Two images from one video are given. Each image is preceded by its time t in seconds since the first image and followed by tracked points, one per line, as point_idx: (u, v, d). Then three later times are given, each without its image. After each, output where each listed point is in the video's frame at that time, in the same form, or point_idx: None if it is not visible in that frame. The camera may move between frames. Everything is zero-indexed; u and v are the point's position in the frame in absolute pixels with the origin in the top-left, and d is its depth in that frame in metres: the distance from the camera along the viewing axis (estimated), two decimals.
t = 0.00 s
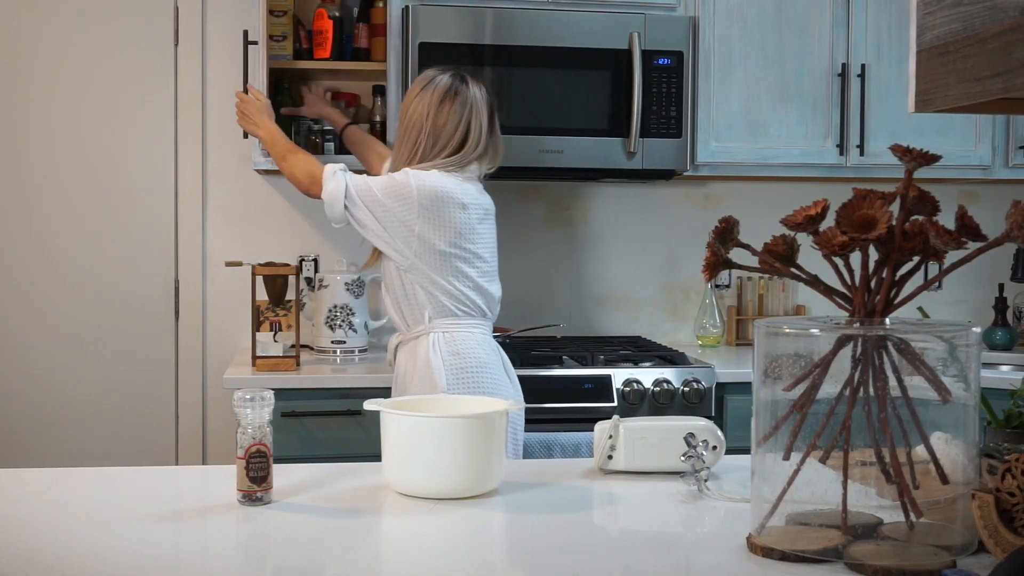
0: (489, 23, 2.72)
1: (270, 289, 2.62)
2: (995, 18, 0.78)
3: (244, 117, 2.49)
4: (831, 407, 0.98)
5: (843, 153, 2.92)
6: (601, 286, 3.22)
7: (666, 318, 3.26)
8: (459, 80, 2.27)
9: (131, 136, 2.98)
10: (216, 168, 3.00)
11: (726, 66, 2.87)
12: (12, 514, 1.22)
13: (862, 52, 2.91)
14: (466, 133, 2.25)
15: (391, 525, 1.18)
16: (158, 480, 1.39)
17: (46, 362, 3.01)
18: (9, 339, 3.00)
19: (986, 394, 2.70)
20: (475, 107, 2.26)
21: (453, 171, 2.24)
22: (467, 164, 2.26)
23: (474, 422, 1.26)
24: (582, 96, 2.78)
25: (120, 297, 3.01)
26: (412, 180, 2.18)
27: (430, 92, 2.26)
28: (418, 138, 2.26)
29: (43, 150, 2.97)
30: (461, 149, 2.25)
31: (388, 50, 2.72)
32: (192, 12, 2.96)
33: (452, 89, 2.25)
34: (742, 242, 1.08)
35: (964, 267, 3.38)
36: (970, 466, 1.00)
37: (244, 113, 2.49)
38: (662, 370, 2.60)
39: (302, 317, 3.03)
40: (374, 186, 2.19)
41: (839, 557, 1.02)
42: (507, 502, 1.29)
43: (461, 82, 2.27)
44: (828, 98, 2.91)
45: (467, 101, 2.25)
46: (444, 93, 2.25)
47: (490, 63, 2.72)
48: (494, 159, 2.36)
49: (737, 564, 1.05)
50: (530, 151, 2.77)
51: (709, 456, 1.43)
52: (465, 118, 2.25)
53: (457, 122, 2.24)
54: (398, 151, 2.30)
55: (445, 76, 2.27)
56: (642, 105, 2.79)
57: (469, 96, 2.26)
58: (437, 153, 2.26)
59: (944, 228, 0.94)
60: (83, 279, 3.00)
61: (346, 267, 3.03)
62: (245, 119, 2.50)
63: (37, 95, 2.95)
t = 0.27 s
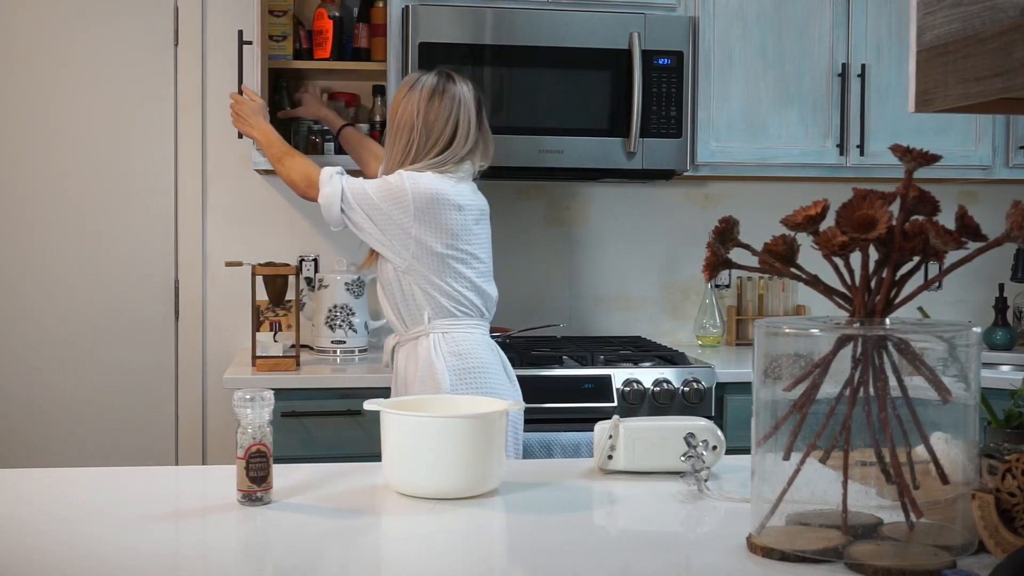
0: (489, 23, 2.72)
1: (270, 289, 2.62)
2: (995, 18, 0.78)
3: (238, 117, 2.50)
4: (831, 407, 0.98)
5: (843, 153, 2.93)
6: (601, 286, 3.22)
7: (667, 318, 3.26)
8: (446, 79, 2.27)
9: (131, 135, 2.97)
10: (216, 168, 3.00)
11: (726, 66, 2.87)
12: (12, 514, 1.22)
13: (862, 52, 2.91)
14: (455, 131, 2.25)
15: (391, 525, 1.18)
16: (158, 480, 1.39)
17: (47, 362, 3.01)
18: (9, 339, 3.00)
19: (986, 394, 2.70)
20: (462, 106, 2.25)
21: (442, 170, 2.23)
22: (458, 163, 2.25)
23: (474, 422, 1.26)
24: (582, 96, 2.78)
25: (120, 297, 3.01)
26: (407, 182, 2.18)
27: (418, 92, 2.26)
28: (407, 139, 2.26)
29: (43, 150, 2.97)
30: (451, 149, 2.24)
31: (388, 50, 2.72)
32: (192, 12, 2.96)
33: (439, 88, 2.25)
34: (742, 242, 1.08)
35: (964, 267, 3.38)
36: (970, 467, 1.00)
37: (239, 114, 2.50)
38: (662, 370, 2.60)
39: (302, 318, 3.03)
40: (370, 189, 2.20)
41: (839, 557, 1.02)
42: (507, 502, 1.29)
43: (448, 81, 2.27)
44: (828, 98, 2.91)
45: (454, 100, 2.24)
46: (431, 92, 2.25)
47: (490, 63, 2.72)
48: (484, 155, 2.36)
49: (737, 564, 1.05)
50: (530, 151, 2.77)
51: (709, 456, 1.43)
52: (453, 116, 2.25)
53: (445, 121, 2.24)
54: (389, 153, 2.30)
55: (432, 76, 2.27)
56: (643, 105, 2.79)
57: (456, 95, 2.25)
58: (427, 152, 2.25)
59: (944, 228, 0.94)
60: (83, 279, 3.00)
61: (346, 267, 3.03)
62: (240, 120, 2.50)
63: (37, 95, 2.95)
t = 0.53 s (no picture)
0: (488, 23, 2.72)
1: (270, 289, 2.62)
2: (995, 19, 0.78)
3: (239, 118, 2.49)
4: (831, 407, 0.98)
5: (843, 153, 2.93)
6: (601, 286, 3.22)
7: (667, 318, 3.26)
8: (442, 75, 2.27)
9: (131, 135, 2.98)
10: (216, 167, 3.00)
11: (726, 66, 2.87)
12: (12, 514, 1.22)
13: (862, 52, 2.91)
14: (451, 127, 2.24)
15: (391, 525, 1.18)
16: (158, 480, 1.39)
17: (47, 362, 3.01)
18: (9, 339, 3.00)
19: (986, 394, 2.70)
20: (458, 101, 2.24)
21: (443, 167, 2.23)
22: (456, 159, 2.25)
23: (474, 422, 1.26)
24: (582, 96, 2.78)
25: (120, 297, 3.01)
26: (405, 182, 2.18)
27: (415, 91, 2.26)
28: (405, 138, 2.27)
29: (43, 150, 2.96)
30: (448, 145, 2.24)
31: (388, 50, 2.72)
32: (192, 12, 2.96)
33: (434, 84, 2.25)
34: (742, 242, 1.08)
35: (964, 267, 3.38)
36: (970, 467, 1.00)
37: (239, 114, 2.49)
38: (662, 370, 2.60)
39: (302, 318, 3.03)
40: (370, 188, 2.21)
41: (839, 557, 1.02)
42: (507, 502, 1.29)
43: (444, 77, 2.26)
44: (828, 98, 2.91)
45: (449, 96, 2.23)
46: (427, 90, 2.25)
47: (490, 63, 2.72)
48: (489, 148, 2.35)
49: (737, 564, 1.05)
50: (530, 151, 2.77)
51: (709, 456, 1.43)
52: (449, 111, 2.24)
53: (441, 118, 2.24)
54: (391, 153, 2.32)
55: (429, 74, 2.27)
56: (642, 105, 2.79)
57: (451, 90, 2.24)
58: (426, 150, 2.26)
59: (944, 228, 0.94)
60: (83, 279, 3.00)
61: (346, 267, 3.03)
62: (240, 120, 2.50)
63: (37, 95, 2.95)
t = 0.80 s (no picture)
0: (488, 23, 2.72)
1: (270, 289, 2.62)
2: (995, 19, 0.78)
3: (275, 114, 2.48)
4: (831, 407, 0.98)
5: (843, 153, 2.93)
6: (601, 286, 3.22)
7: (667, 318, 3.26)
8: (435, 75, 2.26)
9: (132, 135, 2.97)
10: (216, 168, 3.00)
11: (726, 66, 2.87)
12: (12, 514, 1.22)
13: (862, 52, 2.91)
14: (444, 125, 2.22)
15: (391, 525, 1.18)
16: (158, 480, 1.39)
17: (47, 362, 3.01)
18: (9, 339, 3.00)
19: (986, 394, 2.70)
20: (450, 98, 2.23)
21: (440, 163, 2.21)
22: (451, 156, 2.22)
23: (474, 422, 1.26)
24: (582, 96, 2.78)
25: (120, 297, 3.01)
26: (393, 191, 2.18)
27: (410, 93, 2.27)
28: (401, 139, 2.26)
29: (43, 150, 2.96)
30: (441, 143, 2.22)
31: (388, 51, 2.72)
32: (192, 12, 2.96)
33: (427, 84, 2.24)
34: (743, 242, 1.08)
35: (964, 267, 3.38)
36: (970, 466, 1.00)
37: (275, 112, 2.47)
38: (662, 370, 2.60)
39: (302, 318, 3.03)
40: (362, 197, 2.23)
41: (839, 557, 1.02)
42: (507, 502, 1.29)
43: (437, 76, 2.26)
44: (828, 98, 2.91)
45: (440, 93, 2.23)
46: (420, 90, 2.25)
47: (490, 63, 2.72)
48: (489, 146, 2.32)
49: (737, 564, 1.05)
50: (530, 151, 2.77)
51: (710, 456, 1.43)
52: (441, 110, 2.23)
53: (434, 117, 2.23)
54: (391, 156, 2.32)
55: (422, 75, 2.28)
56: (643, 105, 2.79)
57: (443, 88, 2.23)
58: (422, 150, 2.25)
59: (944, 228, 0.94)
60: (83, 279, 3.00)
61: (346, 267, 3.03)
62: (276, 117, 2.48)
63: (37, 95, 2.95)
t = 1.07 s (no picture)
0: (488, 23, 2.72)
1: (270, 289, 2.62)
2: (996, 19, 0.78)
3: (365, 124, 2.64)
4: (831, 407, 0.98)
5: (843, 153, 2.93)
6: (601, 286, 3.22)
7: (667, 318, 3.26)
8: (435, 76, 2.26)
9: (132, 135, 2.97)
10: (216, 168, 3.00)
11: (726, 65, 2.87)
12: (12, 514, 1.22)
13: (862, 52, 2.91)
14: (445, 126, 2.22)
15: (391, 525, 1.18)
16: (158, 480, 1.39)
17: (47, 362, 3.01)
18: (9, 339, 3.00)
19: (986, 394, 2.70)
20: (450, 99, 2.22)
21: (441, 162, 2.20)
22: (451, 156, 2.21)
23: (474, 422, 1.26)
24: (582, 96, 2.78)
25: (120, 297, 3.01)
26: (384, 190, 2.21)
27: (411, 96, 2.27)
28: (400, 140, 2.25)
29: (43, 150, 2.96)
30: (441, 143, 2.22)
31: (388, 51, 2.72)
32: (192, 12, 2.96)
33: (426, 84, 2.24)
34: (742, 242, 1.08)
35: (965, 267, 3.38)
36: (970, 467, 1.00)
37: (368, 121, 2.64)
38: (662, 370, 2.60)
39: (302, 318, 3.03)
40: (362, 196, 2.27)
41: (839, 557, 1.01)
42: (507, 502, 1.29)
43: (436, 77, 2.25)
44: (828, 98, 2.91)
45: (438, 93, 2.22)
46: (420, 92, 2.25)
47: (490, 63, 2.72)
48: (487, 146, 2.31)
49: (737, 563, 1.05)
50: (530, 151, 2.77)
51: (709, 456, 1.43)
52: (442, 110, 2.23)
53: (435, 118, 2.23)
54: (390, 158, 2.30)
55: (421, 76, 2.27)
56: (643, 105, 2.79)
57: (442, 88, 2.22)
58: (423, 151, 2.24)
59: (944, 227, 0.94)
60: (83, 279, 3.00)
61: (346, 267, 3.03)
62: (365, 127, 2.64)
63: (37, 95, 2.95)
